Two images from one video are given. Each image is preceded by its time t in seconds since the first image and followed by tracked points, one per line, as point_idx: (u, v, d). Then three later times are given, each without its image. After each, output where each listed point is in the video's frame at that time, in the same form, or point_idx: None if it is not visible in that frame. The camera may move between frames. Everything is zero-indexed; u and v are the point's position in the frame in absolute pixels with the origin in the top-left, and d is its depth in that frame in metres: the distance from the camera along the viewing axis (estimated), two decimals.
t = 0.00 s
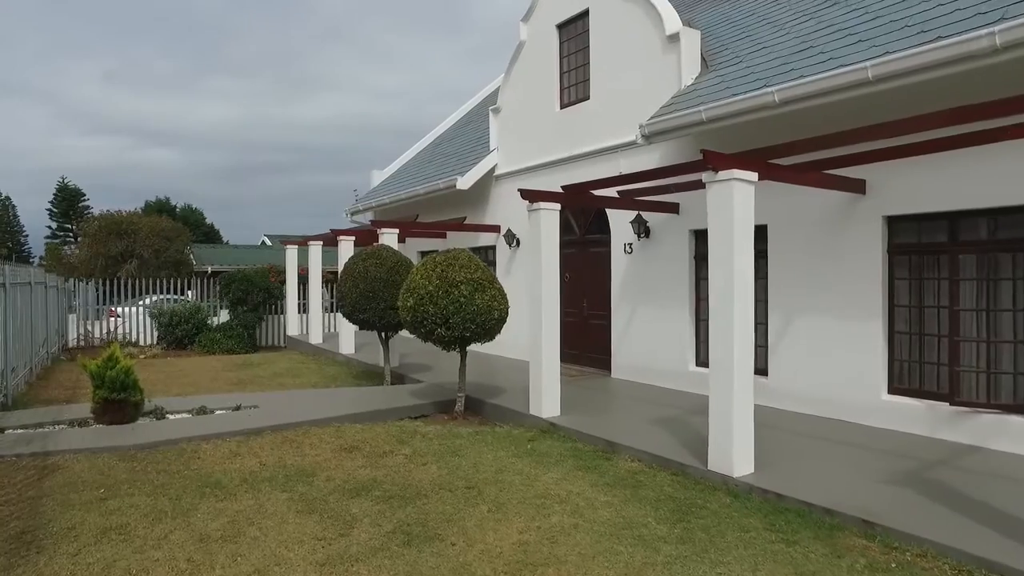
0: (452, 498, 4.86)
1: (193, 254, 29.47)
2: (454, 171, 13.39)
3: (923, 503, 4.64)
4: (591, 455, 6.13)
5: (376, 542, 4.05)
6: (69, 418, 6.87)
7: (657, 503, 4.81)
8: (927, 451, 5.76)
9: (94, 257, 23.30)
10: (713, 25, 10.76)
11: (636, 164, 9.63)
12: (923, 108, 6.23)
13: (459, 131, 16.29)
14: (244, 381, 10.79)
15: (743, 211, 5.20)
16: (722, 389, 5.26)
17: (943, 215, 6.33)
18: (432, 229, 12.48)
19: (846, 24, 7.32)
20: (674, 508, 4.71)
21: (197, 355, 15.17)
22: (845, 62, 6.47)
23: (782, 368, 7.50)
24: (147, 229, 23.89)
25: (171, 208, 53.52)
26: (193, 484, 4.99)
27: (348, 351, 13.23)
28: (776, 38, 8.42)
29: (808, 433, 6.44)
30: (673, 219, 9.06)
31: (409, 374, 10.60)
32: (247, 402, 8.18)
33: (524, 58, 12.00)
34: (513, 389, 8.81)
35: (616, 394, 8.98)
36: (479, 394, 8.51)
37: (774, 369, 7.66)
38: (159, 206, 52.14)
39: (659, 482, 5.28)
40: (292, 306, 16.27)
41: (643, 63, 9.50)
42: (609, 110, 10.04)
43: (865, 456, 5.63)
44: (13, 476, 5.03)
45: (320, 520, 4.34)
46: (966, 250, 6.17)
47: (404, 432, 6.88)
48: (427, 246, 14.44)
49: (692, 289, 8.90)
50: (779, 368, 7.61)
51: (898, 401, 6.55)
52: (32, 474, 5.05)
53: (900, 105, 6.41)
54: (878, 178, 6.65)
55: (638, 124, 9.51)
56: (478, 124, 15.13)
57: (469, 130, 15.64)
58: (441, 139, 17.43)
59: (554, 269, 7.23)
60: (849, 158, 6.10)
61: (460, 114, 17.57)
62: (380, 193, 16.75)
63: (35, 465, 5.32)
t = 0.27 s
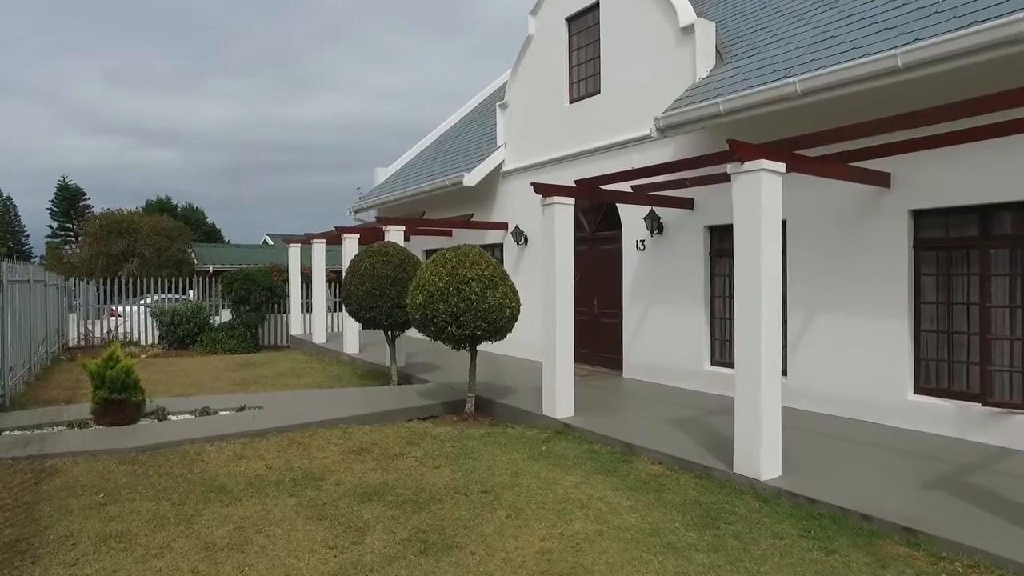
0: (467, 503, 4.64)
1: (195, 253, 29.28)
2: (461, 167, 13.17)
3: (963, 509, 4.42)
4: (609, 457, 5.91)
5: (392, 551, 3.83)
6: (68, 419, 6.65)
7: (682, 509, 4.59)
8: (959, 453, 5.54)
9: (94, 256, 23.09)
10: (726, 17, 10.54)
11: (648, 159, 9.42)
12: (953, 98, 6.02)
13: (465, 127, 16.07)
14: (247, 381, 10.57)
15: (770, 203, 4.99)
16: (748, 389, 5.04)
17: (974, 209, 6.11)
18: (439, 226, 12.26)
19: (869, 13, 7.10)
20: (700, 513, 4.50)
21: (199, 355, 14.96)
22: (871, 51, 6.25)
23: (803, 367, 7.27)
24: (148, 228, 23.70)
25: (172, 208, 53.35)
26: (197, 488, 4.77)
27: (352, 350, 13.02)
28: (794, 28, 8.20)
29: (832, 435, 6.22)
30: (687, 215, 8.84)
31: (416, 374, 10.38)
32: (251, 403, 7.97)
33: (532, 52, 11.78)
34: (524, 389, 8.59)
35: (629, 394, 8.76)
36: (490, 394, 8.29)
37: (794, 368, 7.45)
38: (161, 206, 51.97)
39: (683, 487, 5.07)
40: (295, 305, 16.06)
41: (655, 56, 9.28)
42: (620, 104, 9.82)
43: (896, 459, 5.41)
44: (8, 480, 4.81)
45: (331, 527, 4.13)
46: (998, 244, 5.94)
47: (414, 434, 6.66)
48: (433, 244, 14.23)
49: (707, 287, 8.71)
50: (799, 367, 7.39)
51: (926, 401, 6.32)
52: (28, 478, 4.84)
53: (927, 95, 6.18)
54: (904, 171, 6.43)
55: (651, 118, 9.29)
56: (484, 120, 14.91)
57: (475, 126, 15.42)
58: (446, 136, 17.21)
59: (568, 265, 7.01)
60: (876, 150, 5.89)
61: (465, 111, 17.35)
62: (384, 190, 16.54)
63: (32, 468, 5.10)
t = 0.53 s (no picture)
0: (486, 513, 4.42)
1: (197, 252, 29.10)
2: (468, 165, 12.93)
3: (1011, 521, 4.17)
4: (630, 463, 5.67)
5: (409, 568, 3.60)
6: (66, 423, 6.41)
7: (713, 521, 4.36)
8: (997, 461, 5.30)
9: (95, 255, 22.86)
10: (741, 11, 10.30)
11: (663, 156, 9.18)
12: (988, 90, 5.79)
13: (471, 125, 15.84)
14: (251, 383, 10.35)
15: (802, 199, 4.76)
16: (780, 394, 4.81)
17: (1008, 206, 5.86)
18: (446, 224, 12.03)
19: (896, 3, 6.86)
20: (733, 525, 4.27)
21: (201, 355, 14.73)
22: (902, 41, 6.02)
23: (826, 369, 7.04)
24: (149, 227, 23.48)
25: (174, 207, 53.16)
26: (202, 498, 4.54)
27: (357, 351, 12.78)
28: (815, 20, 7.96)
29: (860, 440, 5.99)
30: (703, 213, 8.61)
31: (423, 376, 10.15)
32: (255, 406, 7.73)
33: (541, 47, 11.53)
34: (536, 391, 8.37)
35: (643, 397, 8.52)
36: (501, 396, 8.07)
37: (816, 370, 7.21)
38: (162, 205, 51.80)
39: (711, 495, 4.83)
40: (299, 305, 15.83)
41: (670, 50, 9.03)
42: (633, 99, 9.58)
43: (931, 466, 5.18)
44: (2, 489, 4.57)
45: (344, 541, 3.90)
46: None
47: (426, 438, 6.43)
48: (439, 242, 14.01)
49: (724, 286, 8.45)
50: (823, 370, 7.15)
51: (958, 405, 6.08)
52: (24, 487, 4.60)
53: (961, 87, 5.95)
54: (935, 166, 6.19)
55: (665, 114, 9.05)
56: (491, 117, 14.67)
57: (481, 124, 15.19)
58: (451, 133, 16.97)
59: (584, 264, 6.77)
60: (908, 143, 5.66)
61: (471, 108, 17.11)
62: (389, 188, 16.30)
63: (28, 476, 4.87)
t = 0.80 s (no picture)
0: (506, 522, 4.21)
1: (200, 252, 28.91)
2: (475, 162, 12.72)
3: None
4: (651, 468, 5.46)
5: None
6: (66, 426, 6.21)
7: (745, 530, 4.14)
8: None
9: (96, 255, 22.67)
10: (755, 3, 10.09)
11: (678, 151, 8.96)
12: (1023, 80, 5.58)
13: (477, 122, 15.63)
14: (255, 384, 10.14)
15: (836, 191, 4.54)
16: (812, 397, 4.59)
17: None
18: (453, 222, 11.83)
19: None
20: (768, 534, 4.05)
21: (204, 356, 14.53)
22: (934, 29, 5.80)
23: (849, 370, 6.81)
24: (152, 226, 23.30)
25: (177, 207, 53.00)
26: (208, 505, 4.34)
27: (363, 351, 12.57)
28: (835, 11, 7.75)
29: (889, 443, 5.77)
30: (719, 209, 8.40)
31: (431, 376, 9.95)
32: (261, 407, 7.53)
33: (551, 42, 11.33)
34: (548, 393, 8.16)
35: (658, 399, 8.30)
36: (513, 398, 7.86)
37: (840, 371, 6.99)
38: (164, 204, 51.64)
39: (740, 502, 4.60)
40: (303, 304, 15.64)
41: (684, 44, 8.82)
42: (646, 94, 9.37)
43: (967, 472, 4.96)
44: None
45: (359, 552, 3.69)
46: None
47: (437, 442, 6.22)
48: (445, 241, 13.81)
49: (741, 285, 8.23)
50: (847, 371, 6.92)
51: (991, 408, 5.86)
52: (21, 494, 4.39)
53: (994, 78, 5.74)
54: (965, 160, 5.98)
55: (680, 109, 8.85)
56: (498, 115, 14.46)
57: (487, 121, 14.98)
58: (457, 131, 16.76)
59: (600, 262, 6.55)
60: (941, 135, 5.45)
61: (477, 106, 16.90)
62: (394, 187, 16.11)
63: (26, 482, 4.66)
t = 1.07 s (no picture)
0: (528, 533, 3.99)
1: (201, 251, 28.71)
2: (482, 159, 12.52)
3: None
4: (673, 474, 5.24)
5: None
6: (66, 430, 6.00)
7: (781, 541, 3.93)
8: None
9: (97, 254, 22.47)
10: None
11: (693, 148, 8.74)
12: None
13: (483, 120, 15.43)
14: (260, 385, 9.93)
15: (872, 185, 4.32)
16: (847, 401, 4.37)
17: None
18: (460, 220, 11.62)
19: None
20: (805, 546, 3.84)
21: (206, 356, 14.32)
22: (968, 17, 5.58)
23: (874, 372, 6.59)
24: (153, 225, 23.11)
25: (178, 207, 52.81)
26: (213, 515, 4.13)
27: (368, 352, 12.37)
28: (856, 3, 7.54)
29: (920, 448, 5.56)
30: (736, 206, 8.18)
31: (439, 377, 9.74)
32: (266, 410, 7.31)
33: (560, 36, 11.11)
34: (560, 395, 7.95)
35: (673, 401, 8.09)
36: (524, 400, 7.65)
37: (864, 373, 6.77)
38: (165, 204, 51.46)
39: (771, 511, 4.38)
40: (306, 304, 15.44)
41: (699, 37, 8.61)
42: (659, 89, 9.16)
43: (1007, 478, 4.74)
44: None
45: (374, 568, 3.48)
46: None
47: (449, 446, 6.00)
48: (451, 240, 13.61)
49: (759, 284, 8.01)
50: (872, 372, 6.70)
51: None
52: (17, 503, 4.19)
53: None
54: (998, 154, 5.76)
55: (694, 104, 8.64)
56: (504, 112, 14.26)
57: (493, 118, 14.78)
58: (462, 129, 16.55)
59: (617, 260, 6.35)
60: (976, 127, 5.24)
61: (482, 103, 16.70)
62: (398, 185, 15.91)
63: (23, 490, 4.45)
